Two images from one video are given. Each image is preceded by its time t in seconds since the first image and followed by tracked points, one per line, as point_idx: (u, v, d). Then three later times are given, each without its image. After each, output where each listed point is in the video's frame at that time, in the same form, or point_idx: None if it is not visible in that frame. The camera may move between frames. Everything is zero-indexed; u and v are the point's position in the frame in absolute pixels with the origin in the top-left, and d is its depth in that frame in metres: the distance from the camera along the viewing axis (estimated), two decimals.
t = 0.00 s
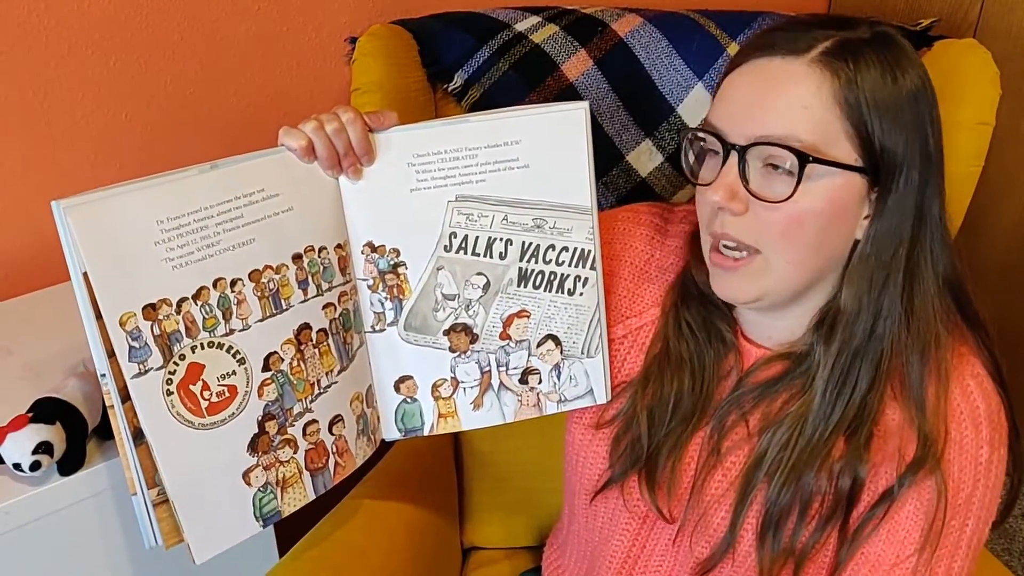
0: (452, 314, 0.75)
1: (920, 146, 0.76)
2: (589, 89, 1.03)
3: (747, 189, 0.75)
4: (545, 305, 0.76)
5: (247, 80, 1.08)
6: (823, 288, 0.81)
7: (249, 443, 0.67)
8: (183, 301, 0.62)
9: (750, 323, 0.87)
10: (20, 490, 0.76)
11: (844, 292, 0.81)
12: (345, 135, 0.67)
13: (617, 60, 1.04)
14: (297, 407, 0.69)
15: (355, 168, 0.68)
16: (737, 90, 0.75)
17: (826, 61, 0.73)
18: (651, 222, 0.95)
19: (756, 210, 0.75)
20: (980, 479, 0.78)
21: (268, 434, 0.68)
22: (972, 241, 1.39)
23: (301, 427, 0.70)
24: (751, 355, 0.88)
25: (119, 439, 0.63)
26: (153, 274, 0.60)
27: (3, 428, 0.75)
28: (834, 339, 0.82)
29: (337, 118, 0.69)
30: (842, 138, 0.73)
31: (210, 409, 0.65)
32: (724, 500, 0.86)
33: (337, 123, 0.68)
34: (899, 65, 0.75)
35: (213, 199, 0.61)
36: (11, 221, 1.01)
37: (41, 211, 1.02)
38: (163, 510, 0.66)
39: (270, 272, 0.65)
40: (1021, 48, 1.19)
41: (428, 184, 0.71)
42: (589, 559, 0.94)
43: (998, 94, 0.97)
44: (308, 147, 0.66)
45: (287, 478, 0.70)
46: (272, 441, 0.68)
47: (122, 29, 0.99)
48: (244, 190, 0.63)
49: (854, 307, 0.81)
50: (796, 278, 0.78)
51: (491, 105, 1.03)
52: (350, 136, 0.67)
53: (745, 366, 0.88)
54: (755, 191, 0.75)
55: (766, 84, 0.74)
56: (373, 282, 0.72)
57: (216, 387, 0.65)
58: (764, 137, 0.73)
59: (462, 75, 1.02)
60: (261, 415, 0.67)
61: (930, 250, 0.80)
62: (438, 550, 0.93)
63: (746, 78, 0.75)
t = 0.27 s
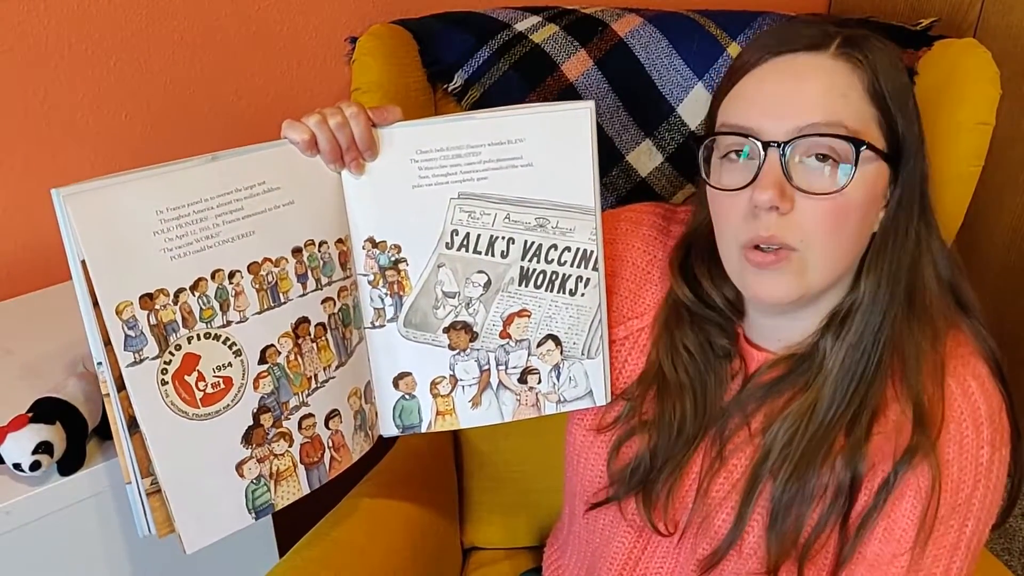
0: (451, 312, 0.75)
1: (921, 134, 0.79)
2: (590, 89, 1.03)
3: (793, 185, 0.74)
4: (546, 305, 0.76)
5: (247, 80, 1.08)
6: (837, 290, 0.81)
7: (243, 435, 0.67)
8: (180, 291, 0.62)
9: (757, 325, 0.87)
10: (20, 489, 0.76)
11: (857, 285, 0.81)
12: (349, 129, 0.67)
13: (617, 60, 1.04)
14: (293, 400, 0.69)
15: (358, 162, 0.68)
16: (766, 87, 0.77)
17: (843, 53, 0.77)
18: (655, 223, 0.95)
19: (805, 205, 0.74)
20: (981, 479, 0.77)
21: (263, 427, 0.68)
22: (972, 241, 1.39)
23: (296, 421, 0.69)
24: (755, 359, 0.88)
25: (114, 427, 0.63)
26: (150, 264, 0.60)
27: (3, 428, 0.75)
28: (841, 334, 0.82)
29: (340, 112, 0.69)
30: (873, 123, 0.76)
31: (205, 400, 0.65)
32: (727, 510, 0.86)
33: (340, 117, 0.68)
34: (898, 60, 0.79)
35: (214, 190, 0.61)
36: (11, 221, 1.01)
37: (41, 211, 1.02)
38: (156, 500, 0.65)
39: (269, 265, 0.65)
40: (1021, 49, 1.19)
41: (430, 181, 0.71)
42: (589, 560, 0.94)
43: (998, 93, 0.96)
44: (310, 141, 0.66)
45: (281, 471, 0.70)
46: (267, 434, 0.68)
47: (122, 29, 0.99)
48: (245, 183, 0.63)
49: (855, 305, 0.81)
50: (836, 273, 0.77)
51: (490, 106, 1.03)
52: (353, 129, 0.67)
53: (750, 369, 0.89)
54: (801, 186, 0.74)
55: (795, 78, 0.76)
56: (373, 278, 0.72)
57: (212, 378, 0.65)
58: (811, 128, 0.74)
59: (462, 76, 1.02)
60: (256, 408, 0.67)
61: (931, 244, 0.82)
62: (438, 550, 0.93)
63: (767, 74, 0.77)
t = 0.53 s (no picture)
0: (453, 311, 0.75)
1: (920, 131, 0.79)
2: (590, 89, 1.03)
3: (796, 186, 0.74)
4: (548, 306, 0.76)
5: (247, 80, 1.08)
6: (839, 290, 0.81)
7: (244, 433, 0.67)
8: (182, 289, 0.62)
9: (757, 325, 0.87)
10: (20, 489, 0.76)
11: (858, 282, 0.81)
12: (352, 128, 0.67)
13: (617, 60, 1.04)
14: (294, 398, 0.69)
15: (361, 161, 0.68)
16: (768, 86, 0.77)
17: (843, 52, 0.77)
18: (656, 223, 0.95)
19: (806, 203, 0.74)
20: (982, 480, 0.77)
21: (263, 424, 0.68)
22: (972, 241, 1.39)
23: (297, 418, 0.69)
24: (755, 360, 0.88)
25: (115, 424, 0.63)
26: (152, 262, 0.60)
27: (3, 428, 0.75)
28: (841, 334, 0.82)
29: (344, 110, 0.69)
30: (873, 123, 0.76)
31: (206, 397, 0.64)
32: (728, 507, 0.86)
33: (344, 116, 0.68)
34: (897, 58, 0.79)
35: (217, 188, 0.61)
36: (12, 221, 1.01)
37: (41, 211, 1.02)
38: (156, 496, 0.65)
39: (271, 263, 0.65)
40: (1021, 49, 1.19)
41: (433, 180, 0.71)
42: (590, 561, 0.94)
43: (998, 94, 0.96)
44: (314, 139, 0.66)
45: (282, 468, 0.69)
46: (267, 431, 0.68)
47: (122, 29, 0.98)
48: (248, 180, 0.63)
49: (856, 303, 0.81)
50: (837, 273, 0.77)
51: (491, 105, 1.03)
52: (356, 128, 0.67)
53: (751, 369, 0.88)
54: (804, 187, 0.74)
55: (797, 76, 0.76)
56: (375, 276, 0.72)
57: (213, 376, 0.64)
58: (812, 127, 0.74)
59: (462, 76, 1.02)
60: (257, 405, 0.67)
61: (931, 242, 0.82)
62: (438, 550, 0.93)
63: (768, 74, 0.77)
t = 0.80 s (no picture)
0: (456, 312, 0.75)
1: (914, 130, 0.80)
2: (590, 90, 1.03)
3: (796, 199, 0.74)
4: (551, 307, 0.76)
5: (247, 80, 1.08)
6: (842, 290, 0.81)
7: (244, 433, 0.67)
8: (184, 288, 0.61)
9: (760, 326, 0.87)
10: (20, 490, 0.75)
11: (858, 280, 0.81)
12: (356, 128, 0.67)
13: (617, 61, 1.04)
14: (295, 398, 0.69)
15: (364, 162, 0.68)
16: (763, 99, 0.76)
17: (834, 59, 0.77)
18: (658, 225, 0.95)
19: (808, 218, 0.74)
20: (985, 480, 0.77)
21: (264, 425, 0.67)
22: (972, 241, 1.39)
23: (298, 419, 0.69)
24: (758, 362, 0.88)
25: (115, 422, 0.63)
26: (154, 262, 0.60)
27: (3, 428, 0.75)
28: (845, 333, 0.82)
29: (348, 110, 0.69)
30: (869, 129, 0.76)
31: (207, 397, 0.64)
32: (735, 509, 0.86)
33: (347, 116, 0.68)
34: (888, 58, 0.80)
35: (219, 188, 0.61)
36: (11, 221, 1.01)
37: (41, 211, 1.02)
38: (157, 495, 0.65)
39: (273, 263, 0.65)
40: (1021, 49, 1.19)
41: (436, 181, 0.71)
42: (593, 562, 0.94)
43: (998, 94, 0.97)
44: (317, 139, 0.66)
45: (282, 468, 0.69)
46: (268, 432, 0.68)
47: (122, 29, 0.98)
48: (251, 180, 0.63)
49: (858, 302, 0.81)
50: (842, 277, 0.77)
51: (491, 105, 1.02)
52: (360, 128, 0.67)
53: (755, 372, 0.88)
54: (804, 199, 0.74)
55: (792, 89, 0.75)
56: (378, 277, 0.72)
57: (214, 376, 0.64)
58: (809, 141, 0.74)
59: (462, 76, 1.02)
60: (258, 406, 0.67)
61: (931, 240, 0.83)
62: (438, 551, 0.93)
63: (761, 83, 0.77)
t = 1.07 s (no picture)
0: (456, 313, 0.75)
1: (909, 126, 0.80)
2: (590, 90, 1.03)
3: (790, 181, 0.74)
4: (552, 309, 0.76)
5: (247, 80, 1.08)
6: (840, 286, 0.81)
7: (244, 434, 0.67)
8: (183, 287, 0.62)
9: (762, 326, 0.87)
10: (20, 489, 0.76)
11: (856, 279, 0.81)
12: (357, 126, 0.67)
13: (617, 60, 1.04)
14: (295, 399, 0.69)
15: (365, 161, 0.69)
16: (756, 84, 0.77)
17: (827, 48, 0.77)
18: (657, 227, 0.95)
19: (802, 201, 0.74)
20: (987, 481, 0.77)
21: (264, 425, 0.68)
22: (972, 241, 1.39)
23: (298, 419, 0.69)
24: (760, 362, 0.88)
25: (114, 421, 0.63)
26: (154, 260, 0.60)
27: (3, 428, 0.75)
28: (847, 332, 0.82)
29: (349, 109, 0.69)
30: (862, 115, 0.77)
31: (207, 397, 0.64)
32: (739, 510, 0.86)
33: (349, 114, 0.68)
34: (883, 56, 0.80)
35: (220, 185, 0.61)
36: (12, 222, 1.01)
37: (41, 212, 1.02)
38: (155, 496, 0.65)
39: (274, 262, 0.65)
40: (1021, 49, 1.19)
41: (437, 180, 0.71)
42: (593, 564, 0.94)
43: (998, 94, 0.97)
44: (319, 137, 0.66)
45: (282, 469, 0.69)
46: (268, 432, 0.68)
47: (122, 29, 0.98)
48: (251, 178, 0.63)
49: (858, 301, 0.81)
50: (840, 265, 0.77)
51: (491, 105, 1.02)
52: (361, 127, 0.68)
53: (756, 373, 0.88)
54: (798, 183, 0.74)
55: (785, 74, 0.76)
56: (378, 277, 0.72)
57: (215, 375, 0.64)
58: (803, 122, 0.74)
59: (462, 76, 1.02)
60: (258, 406, 0.67)
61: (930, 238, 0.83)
62: (438, 551, 0.93)
63: (754, 72, 0.77)
